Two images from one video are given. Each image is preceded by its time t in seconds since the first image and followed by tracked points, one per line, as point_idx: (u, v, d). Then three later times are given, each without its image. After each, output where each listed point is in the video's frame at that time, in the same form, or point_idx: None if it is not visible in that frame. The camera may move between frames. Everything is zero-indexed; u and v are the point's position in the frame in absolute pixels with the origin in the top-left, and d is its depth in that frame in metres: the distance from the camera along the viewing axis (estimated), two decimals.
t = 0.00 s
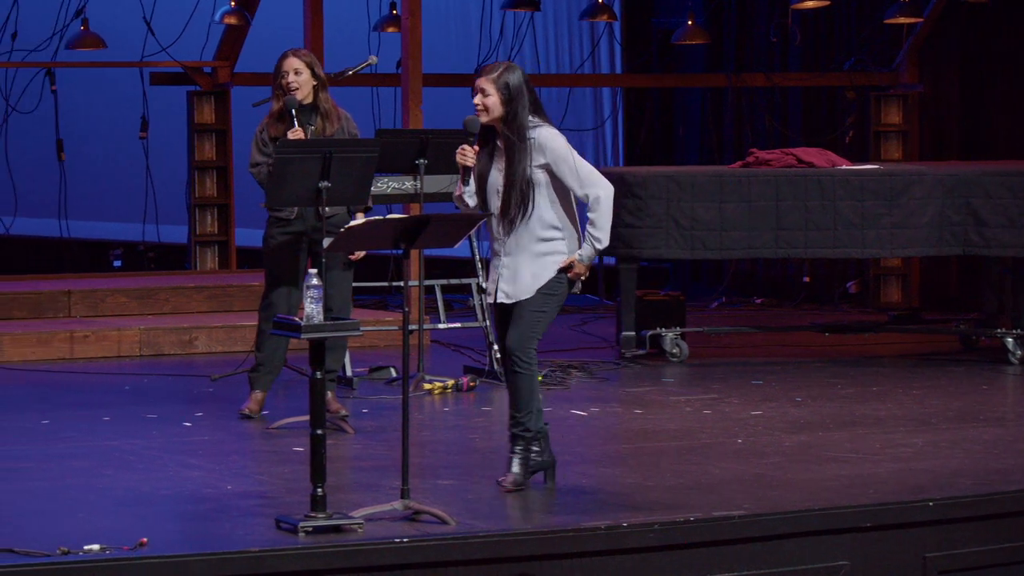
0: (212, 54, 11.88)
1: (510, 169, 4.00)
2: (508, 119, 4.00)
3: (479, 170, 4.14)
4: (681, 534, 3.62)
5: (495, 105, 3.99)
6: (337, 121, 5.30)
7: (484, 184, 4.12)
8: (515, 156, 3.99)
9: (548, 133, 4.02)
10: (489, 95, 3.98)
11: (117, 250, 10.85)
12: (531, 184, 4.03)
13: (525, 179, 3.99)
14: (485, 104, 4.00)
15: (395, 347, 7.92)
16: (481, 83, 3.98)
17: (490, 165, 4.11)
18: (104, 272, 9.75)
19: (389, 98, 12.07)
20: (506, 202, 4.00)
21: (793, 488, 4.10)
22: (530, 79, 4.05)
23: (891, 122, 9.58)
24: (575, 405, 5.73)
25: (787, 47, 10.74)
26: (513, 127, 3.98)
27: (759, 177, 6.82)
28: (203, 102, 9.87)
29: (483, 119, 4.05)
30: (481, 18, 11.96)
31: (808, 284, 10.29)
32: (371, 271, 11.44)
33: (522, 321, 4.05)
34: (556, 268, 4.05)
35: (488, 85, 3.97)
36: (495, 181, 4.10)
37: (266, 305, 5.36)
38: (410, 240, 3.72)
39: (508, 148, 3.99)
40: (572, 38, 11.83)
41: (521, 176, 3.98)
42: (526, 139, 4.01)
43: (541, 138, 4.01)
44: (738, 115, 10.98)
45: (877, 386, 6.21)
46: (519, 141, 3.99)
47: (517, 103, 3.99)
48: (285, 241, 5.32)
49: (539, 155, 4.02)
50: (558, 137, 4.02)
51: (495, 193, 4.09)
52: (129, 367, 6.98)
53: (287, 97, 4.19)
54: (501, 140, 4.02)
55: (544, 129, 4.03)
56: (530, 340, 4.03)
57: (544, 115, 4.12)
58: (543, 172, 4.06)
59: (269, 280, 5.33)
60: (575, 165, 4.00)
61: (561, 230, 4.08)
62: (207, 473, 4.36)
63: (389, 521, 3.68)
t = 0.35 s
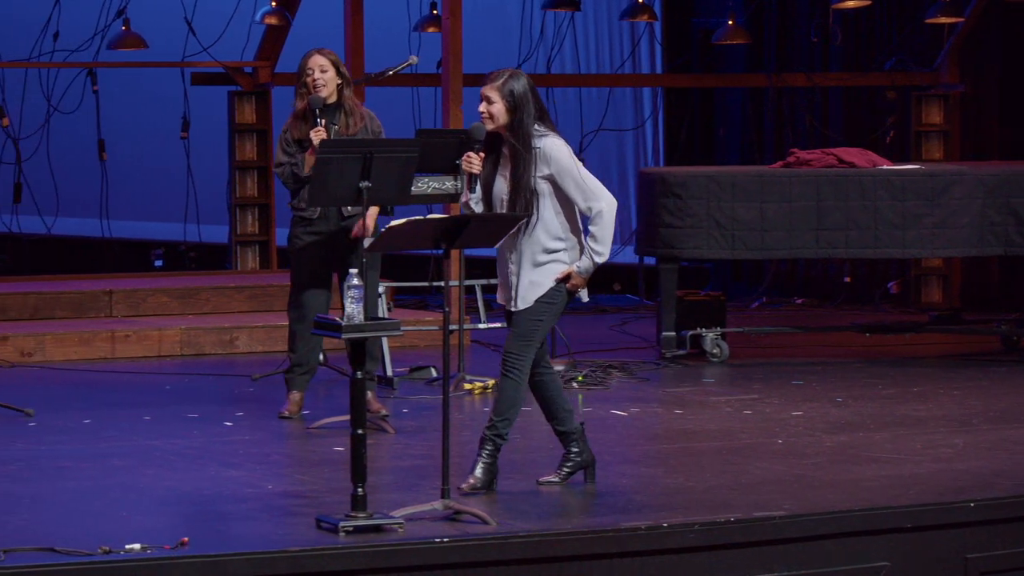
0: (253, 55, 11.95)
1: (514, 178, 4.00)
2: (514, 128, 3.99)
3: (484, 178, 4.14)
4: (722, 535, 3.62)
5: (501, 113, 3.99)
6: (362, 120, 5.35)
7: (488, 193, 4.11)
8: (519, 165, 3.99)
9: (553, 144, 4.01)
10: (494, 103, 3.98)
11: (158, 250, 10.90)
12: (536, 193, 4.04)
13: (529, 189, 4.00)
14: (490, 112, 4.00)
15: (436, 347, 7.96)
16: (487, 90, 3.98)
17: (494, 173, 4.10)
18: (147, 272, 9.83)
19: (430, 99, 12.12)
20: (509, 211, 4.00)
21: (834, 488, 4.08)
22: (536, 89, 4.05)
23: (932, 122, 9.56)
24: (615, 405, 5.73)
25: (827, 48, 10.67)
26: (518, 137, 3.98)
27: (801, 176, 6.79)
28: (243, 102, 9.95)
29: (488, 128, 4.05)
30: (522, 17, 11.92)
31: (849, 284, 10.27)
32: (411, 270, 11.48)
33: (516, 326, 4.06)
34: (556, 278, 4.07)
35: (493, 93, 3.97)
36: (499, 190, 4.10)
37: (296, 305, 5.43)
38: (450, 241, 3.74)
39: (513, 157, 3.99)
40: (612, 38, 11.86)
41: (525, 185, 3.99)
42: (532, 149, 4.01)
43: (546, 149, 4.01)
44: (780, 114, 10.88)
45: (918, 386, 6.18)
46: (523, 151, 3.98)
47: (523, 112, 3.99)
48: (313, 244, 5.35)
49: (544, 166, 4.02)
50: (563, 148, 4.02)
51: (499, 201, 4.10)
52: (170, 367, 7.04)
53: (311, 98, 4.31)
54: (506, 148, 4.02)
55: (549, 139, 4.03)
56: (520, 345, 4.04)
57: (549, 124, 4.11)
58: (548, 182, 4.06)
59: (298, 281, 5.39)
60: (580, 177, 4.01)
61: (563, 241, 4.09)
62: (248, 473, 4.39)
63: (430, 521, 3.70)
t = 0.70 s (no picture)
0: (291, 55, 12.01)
1: (518, 169, 3.96)
2: (517, 119, 3.96)
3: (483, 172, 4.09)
4: (760, 535, 3.62)
5: (504, 104, 3.97)
6: (374, 121, 5.34)
7: (488, 185, 4.07)
8: (523, 157, 3.95)
9: (556, 136, 3.99)
10: (497, 93, 3.96)
11: (198, 250, 10.96)
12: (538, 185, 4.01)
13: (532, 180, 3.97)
14: (492, 101, 3.97)
15: (475, 346, 7.99)
16: (490, 79, 3.95)
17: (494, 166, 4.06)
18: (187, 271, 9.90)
19: (469, 99, 12.16)
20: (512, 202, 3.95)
21: (873, 488, 4.07)
22: (540, 81, 4.03)
23: (972, 122, 9.33)
24: (654, 405, 5.73)
25: (867, 48, 10.55)
26: (522, 129, 3.95)
27: (839, 177, 6.79)
28: (283, 102, 10.03)
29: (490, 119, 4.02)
30: (561, 18, 11.94)
31: (888, 284, 10.19)
32: (450, 270, 11.51)
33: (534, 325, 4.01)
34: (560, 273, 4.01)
35: (497, 82, 3.94)
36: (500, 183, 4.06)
37: (314, 306, 5.48)
38: (489, 240, 3.75)
39: (516, 148, 3.95)
40: (652, 39, 11.93)
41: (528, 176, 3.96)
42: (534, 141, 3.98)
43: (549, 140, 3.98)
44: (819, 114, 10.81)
45: (959, 386, 6.14)
46: (526, 142, 3.95)
47: (525, 104, 3.96)
48: (332, 249, 5.37)
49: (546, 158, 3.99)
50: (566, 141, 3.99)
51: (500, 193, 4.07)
52: (211, 366, 7.11)
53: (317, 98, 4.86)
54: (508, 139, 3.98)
55: (552, 131, 4.00)
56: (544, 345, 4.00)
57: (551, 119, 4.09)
58: (550, 176, 4.03)
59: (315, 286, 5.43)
60: (583, 170, 3.98)
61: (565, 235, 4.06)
62: (288, 472, 4.43)
63: (469, 521, 3.72)
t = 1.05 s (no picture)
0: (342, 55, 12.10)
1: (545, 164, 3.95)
2: (542, 114, 3.96)
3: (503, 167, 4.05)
4: (809, 536, 3.62)
5: (530, 98, 3.95)
6: (407, 121, 5.39)
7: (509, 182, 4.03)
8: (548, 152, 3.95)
9: (581, 133, 4.00)
10: (524, 86, 3.94)
11: (248, 249, 11.07)
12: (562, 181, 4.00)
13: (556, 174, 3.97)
14: (518, 94, 3.95)
15: (524, 346, 8.01)
16: (517, 73, 3.94)
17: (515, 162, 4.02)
18: (239, 271, 10.00)
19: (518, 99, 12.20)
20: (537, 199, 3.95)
21: (924, 489, 4.05)
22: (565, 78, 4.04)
23: None
24: (703, 405, 5.73)
25: (918, 48, 10.47)
26: (547, 124, 3.95)
27: (890, 177, 6.79)
28: (334, 101, 10.11)
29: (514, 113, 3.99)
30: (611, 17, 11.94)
31: (939, 285, 10.10)
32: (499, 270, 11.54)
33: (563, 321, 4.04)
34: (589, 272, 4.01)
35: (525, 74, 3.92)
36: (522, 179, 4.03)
37: (358, 310, 5.50)
38: (540, 241, 3.76)
39: (542, 144, 3.95)
40: (702, 38, 11.89)
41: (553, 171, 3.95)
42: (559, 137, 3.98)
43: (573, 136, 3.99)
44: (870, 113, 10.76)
45: (1012, 387, 6.08)
46: (552, 138, 3.95)
47: (552, 98, 3.95)
48: (368, 249, 5.40)
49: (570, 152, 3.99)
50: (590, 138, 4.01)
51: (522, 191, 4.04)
52: (262, 366, 7.19)
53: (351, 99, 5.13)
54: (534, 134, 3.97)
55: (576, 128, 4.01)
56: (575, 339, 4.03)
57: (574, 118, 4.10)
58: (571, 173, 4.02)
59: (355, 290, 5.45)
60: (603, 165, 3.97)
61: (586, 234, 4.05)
62: (337, 471, 4.48)
63: (519, 521, 3.74)
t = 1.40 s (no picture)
0: (381, 55, 12.15)
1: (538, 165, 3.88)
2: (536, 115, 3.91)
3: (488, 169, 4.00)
4: (849, 536, 3.63)
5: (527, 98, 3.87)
6: (442, 123, 5.43)
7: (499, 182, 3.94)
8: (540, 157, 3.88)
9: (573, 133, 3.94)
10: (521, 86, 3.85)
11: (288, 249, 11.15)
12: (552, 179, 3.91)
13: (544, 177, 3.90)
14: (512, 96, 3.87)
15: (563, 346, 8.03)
16: (512, 71, 3.84)
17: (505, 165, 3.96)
18: (278, 271, 10.08)
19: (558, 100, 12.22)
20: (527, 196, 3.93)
21: (964, 490, 4.04)
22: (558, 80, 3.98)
23: None
24: (742, 405, 5.72)
25: (958, 46, 10.38)
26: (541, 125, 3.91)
27: (930, 177, 6.78)
28: (373, 102, 10.17)
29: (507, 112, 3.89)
30: (650, 18, 11.95)
31: (979, 285, 10.00)
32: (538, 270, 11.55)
33: (561, 321, 3.97)
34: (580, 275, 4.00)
35: (523, 74, 3.83)
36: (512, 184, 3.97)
37: (396, 310, 5.56)
38: (578, 241, 3.79)
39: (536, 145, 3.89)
40: (742, 38, 11.86)
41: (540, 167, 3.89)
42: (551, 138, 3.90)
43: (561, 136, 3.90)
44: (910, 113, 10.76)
45: None
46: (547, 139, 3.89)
47: (546, 103, 3.92)
48: (403, 249, 5.44)
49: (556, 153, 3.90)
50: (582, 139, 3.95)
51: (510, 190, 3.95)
52: (302, 366, 7.24)
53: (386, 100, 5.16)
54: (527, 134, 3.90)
55: (567, 127, 3.94)
56: (579, 339, 3.96)
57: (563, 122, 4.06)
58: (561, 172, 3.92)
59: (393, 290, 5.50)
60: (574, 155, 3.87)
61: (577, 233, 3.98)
62: (376, 471, 4.51)
63: (558, 521, 3.76)
